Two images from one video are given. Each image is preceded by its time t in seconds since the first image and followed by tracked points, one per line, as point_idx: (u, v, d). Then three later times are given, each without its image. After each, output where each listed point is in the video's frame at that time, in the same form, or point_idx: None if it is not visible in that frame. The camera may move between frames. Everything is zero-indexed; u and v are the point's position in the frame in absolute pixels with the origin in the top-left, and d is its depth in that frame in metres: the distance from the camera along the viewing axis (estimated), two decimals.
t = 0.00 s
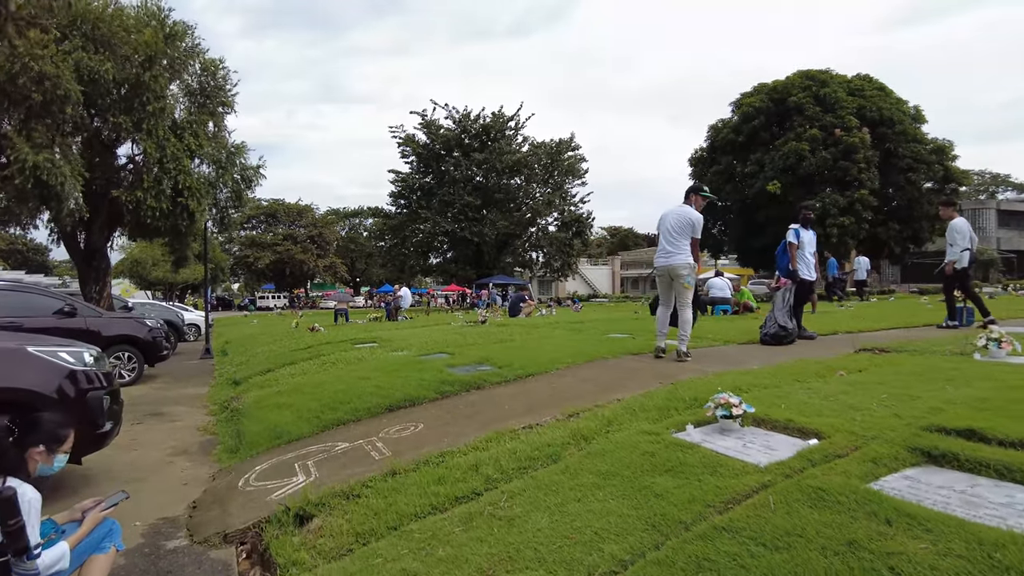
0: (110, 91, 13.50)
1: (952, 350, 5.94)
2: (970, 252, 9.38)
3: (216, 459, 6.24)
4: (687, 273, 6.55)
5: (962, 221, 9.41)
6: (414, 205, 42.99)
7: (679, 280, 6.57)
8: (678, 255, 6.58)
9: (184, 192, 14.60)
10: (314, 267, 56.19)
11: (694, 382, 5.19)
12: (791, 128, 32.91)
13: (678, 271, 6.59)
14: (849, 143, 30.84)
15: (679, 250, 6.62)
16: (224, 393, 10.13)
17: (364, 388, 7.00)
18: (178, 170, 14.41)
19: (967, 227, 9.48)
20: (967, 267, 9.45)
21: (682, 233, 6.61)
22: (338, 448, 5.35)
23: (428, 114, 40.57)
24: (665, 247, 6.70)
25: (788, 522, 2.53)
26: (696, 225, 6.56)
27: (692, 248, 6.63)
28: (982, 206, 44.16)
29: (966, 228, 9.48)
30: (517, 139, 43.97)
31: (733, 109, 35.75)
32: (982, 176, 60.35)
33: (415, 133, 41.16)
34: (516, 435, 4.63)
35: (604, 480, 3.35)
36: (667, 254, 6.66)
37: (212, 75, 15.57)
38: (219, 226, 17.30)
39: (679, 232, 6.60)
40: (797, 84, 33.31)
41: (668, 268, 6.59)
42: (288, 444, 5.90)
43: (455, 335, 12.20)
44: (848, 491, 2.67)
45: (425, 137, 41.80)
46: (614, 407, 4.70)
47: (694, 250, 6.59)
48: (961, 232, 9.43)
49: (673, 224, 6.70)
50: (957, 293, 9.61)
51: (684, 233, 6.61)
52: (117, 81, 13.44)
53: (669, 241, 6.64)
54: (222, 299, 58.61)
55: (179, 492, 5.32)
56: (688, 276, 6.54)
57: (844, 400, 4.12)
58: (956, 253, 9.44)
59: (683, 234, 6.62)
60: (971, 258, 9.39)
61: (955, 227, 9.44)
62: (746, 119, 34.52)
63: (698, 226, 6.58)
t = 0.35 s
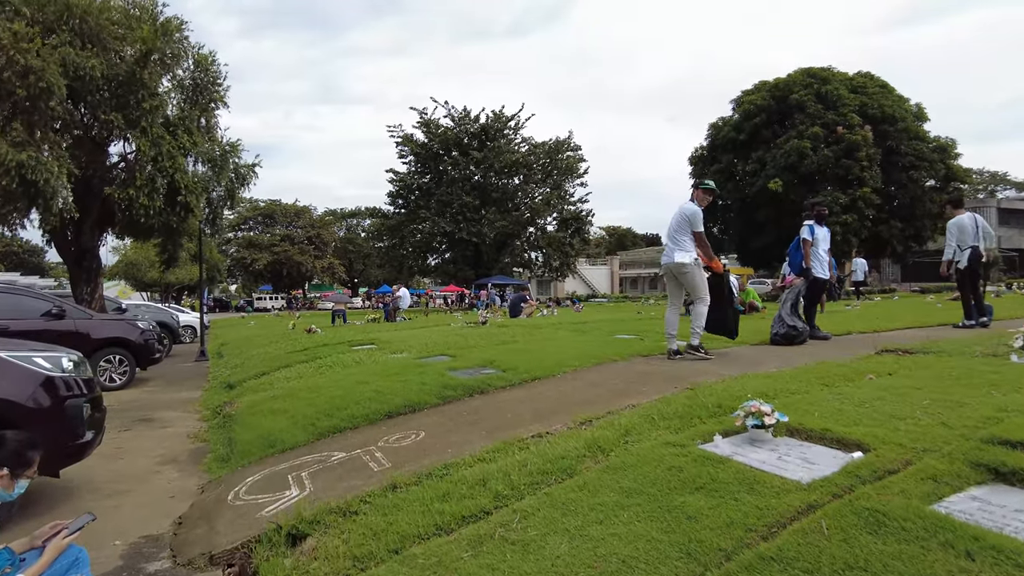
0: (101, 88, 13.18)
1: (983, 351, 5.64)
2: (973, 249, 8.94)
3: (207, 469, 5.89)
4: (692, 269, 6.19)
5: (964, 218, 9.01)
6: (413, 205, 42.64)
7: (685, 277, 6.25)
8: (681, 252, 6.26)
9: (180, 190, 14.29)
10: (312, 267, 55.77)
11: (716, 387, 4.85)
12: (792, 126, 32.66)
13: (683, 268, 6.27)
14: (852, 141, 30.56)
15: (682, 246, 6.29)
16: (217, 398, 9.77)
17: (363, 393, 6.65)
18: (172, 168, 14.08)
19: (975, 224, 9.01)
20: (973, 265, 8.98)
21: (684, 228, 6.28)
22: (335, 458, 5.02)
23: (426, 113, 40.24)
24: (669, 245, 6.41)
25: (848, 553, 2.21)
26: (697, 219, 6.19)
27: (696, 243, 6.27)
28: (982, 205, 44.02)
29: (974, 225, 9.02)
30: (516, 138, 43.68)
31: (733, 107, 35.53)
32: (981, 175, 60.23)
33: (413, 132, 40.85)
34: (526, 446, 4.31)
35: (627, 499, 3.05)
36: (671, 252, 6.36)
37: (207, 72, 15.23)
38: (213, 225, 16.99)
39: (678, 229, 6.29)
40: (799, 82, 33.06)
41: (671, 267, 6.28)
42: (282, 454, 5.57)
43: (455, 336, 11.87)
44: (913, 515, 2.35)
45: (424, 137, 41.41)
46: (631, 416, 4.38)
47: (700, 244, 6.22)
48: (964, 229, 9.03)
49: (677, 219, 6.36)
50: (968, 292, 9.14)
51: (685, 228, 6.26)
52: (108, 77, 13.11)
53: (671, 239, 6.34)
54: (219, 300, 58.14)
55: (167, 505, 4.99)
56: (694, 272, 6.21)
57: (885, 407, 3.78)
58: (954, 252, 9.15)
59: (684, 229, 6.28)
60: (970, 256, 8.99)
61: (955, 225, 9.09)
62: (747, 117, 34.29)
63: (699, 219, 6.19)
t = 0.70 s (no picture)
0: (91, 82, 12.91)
1: (1013, 352, 5.38)
2: (975, 247, 8.67)
3: (197, 476, 5.60)
4: (710, 272, 5.93)
5: (971, 215, 8.73)
6: (411, 204, 42.39)
7: (704, 278, 5.98)
8: (701, 252, 6.00)
9: (175, 187, 14.09)
10: (309, 268, 55.48)
11: (737, 390, 4.58)
12: (793, 124, 32.49)
13: (702, 269, 6.01)
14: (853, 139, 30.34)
15: (703, 246, 6.03)
16: (211, 400, 9.47)
17: (361, 395, 6.37)
18: (165, 164, 13.79)
19: (984, 221, 8.66)
20: (977, 263, 8.71)
21: (705, 227, 6.01)
22: (331, 466, 4.74)
23: (425, 112, 40.00)
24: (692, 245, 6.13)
25: None
26: (718, 218, 5.91)
27: (718, 243, 5.96)
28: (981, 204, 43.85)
29: (984, 222, 8.67)
30: (515, 137, 43.46)
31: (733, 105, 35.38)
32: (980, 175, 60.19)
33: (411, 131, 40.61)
34: (536, 455, 4.04)
35: (653, 515, 2.78)
36: (692, 251, 6.10)
37: (195, 65, 15.06)
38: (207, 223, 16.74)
39: (700, 230, 6.02)
40: (799, 80, 32.88)
41: (689, 267, 6.03)
42: (277, 461, 5.29)
43: (456, 336, 11.59)
44: (986, 542, 2.08)
45: (422, 136, 41.12)
46: (648, 421, 4.12)
47: (722, 245, 5.93)
48: (970, 226, 8.75)
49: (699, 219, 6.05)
50: (978, 290, 8.85)
51: (706, 227, 6.00)
52: (98, 71, 12.84)
53: (693, 239, 6.08)
54: (216, 301, 57.87)
55: (153, 515, 4.70)
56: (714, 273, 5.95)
57: (923, 412, 3.51)
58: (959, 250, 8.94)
59: (705, 229, 6.01)
60: (969, 255, 8.79)
61: (964, 222, 8.86)
62: (747, 115, 34.14)
63: (719, 219, 5.88)
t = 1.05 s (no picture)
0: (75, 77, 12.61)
1: None
2: (987, 249, 8.58)
3: (184, 487, 5.29)
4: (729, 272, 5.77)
5: (985, 215, 8.60)
6: (403, 204, 42.05)
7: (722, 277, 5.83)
8: (721, 249, 5.86)
9: (157, 187, 13.69)
10: (299, 268, 55.00)
11: (757, 398, 4.35)
12: (788, 125, 32.45)
13: (720, 267, 5.85)
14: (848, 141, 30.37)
15: (727, 244, 5.88)
16: (199, 405, 9.15)
17: (357, 401, 6.10)
18: (152, 161, 13.46)
19: (999, 223, 8.53)
20: (988, 265, 8.62)
21: (728, 225, 5.86)
22: (326, 478, 4.47)
23: (417, 112, 39.71)
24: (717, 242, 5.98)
25: None
26: (738, 215, 5.74)
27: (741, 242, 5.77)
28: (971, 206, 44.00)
29: (999, 224, 8.54)
30: (508, 137, 43.23)
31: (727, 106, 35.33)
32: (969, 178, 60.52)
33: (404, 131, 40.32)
34: (547, 468, 3.78)
35: (686, 539, 2.54)
36: (716, 249, 5.96)
37: (179, 58, 14.89)
38: (196, 223, 16.41)
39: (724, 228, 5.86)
40: (794, 81, 32.88)
41: (709, 265, 5.91)
42: (269, 471, 5.01)
43: (452, 338, 11.32)
44: None
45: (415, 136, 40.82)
46: (665, 431, 3.88)
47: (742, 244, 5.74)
48: (984, 227, 8.66)
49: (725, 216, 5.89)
50: (987, 291, 8.73)
51: (729, 225, 5.84)
52: (82, 65, 12.55)
53: (716, 236, 5.95)
54: (205, 302, 57.27)
55: (136, 531, 4.41)
56: (728, 272, 5.78)
57: (965, 422, 3.28)
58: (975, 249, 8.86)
59: (729, 227, 5.84)
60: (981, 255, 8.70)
61: (978, 222, 8.76)
62: (742, 116, 34.10)
63: (742, 218, 5.70)
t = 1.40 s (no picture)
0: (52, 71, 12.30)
1: None
2: (985, 248, 8.56)
3: (165, 496, 5.02)
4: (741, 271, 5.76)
5: (987, 214, 8.52)
6: (390, 204, 41.68)
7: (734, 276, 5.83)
8: (735, 249, 5.80)
9: (134, 185, 13.28)
10: (286, 269, 54.43)
11: (769, 402, 4.16)
12: (776, 126, 32.51)
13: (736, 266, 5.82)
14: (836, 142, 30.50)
15: (740, 243, 5.84)
16: (182, 409, 8.82)
17: (348, 405, 5.85)
18: (131, 157, 13.09)
19: (999, 223, 8.45)
20: (987, 265, 8.58)
21: (741, 224, 5.78)
22: (314, 488, 4.22)
23: (405, 112, 39.42)
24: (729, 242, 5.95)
25: None
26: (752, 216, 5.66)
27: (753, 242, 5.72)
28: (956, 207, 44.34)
29: (1000, 223, 8.45)
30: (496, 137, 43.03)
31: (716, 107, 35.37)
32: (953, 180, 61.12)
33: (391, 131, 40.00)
34: (552, 477, 3.56)
35: (713, 556, 2.33)
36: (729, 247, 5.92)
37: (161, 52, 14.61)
38: (179, 221, 16.06)
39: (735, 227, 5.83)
40: (782, 82, 32.95)
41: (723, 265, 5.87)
42: (256, 479, 4.76)
43: (443, 339, 11.07)
44: None
45: (402, 135, 40.51)
46: (678, 439, 3.66)
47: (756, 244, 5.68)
48: (984, 226, 8.60)
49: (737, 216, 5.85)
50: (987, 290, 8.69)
51: (742, 224, 5.77)
52: (58, 58, 12.23)
53: (727, 235, 5.88)
54: (190, 303, 56.54)
55: (111, 545, 4.13)
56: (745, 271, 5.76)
57: (996, 427, 3.10)
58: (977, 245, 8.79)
59: (740, 226, 5.80)
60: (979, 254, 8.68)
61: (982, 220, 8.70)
62: (730, 117, 34.14)
63: (752, 217, 5.65)
